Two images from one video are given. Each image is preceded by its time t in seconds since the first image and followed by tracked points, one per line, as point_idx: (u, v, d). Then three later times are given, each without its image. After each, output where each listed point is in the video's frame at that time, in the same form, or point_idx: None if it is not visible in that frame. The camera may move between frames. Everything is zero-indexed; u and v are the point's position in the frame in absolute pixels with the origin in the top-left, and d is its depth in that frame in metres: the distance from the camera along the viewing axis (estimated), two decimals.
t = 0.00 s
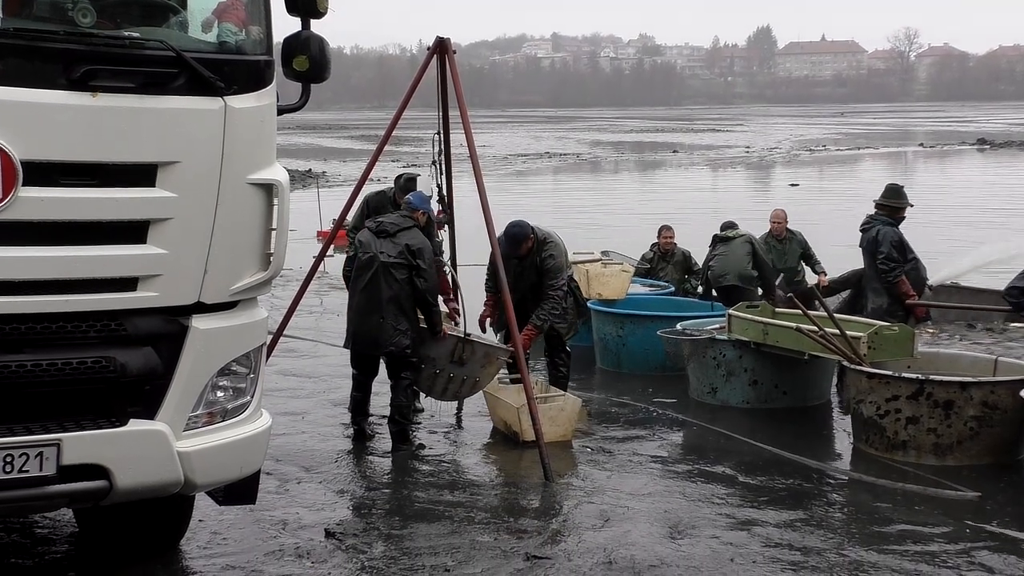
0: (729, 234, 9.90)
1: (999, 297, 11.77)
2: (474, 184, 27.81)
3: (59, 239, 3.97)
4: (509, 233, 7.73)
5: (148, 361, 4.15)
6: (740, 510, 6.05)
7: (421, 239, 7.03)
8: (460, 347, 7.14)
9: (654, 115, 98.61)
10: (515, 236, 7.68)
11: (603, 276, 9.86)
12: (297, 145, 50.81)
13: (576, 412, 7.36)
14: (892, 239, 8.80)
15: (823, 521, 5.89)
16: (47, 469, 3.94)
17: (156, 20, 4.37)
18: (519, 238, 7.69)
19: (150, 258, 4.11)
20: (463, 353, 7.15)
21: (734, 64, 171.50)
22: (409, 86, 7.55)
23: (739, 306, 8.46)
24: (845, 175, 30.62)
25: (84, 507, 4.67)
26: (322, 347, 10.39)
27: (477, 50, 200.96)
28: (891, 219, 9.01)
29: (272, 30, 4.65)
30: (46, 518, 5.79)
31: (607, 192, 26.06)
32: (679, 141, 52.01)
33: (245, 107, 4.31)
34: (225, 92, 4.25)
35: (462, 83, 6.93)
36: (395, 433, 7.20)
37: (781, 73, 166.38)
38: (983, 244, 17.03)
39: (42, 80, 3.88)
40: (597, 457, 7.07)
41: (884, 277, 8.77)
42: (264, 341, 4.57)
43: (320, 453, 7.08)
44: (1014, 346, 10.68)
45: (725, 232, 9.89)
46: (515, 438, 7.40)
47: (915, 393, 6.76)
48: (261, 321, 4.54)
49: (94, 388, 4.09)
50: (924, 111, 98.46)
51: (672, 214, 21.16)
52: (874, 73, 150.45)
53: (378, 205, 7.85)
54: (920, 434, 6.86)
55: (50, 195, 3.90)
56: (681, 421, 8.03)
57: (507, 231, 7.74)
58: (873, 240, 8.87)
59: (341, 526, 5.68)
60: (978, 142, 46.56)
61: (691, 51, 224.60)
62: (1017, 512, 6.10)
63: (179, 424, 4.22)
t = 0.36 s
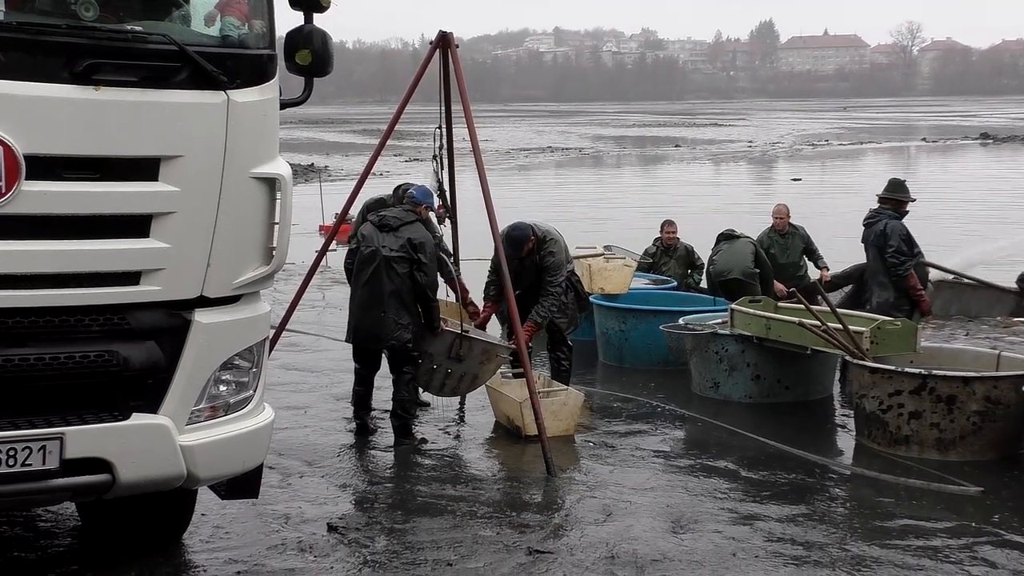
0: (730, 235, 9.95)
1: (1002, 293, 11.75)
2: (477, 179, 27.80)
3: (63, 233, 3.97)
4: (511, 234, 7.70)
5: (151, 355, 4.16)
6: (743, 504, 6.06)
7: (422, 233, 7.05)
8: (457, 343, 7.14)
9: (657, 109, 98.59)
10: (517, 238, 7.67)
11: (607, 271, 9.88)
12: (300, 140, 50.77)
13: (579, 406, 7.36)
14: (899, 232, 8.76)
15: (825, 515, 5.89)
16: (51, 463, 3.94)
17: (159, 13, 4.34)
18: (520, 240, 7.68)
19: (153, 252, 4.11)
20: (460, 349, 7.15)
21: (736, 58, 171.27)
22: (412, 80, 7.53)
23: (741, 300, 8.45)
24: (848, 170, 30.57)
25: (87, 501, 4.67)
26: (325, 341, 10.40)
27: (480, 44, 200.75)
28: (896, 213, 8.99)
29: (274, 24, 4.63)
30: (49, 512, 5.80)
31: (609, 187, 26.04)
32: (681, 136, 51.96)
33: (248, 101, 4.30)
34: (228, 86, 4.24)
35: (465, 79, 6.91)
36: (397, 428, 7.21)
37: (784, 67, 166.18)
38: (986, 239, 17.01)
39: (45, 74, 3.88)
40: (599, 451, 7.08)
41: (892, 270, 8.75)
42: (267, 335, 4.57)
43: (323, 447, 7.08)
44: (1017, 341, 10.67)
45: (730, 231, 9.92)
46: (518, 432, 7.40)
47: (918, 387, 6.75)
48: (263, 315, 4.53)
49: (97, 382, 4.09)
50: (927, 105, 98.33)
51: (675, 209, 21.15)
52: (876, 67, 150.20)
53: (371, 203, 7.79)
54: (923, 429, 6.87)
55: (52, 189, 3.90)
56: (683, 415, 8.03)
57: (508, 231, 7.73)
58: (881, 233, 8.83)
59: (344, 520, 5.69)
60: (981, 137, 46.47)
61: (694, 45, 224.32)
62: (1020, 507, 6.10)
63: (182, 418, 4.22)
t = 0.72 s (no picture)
0: (737, 233, 9.95)
1: (1008, 286, 11.73)
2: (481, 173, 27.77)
3: (67, 227, 3.97)
4: (520, 229, 7.72)
5: (156, 349, 4.16)
6: (748, 498, 6.05)
7: (423, 226, 7.04)
8: (461, 335, 7.14)
9: (661, 102, 98.47)
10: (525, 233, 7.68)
11: (611, 265, 9.83)
12: (304, 134, 50.81)
13: (583, 400, 7.37)
14: (907, 226, 8.73)
15: (830, 509, 5.88)
16: (55, 456, 3.94)
17: (163, 7, 4.37)
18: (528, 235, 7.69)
19: (157, 246, 4.11)
20: (465, 342, 7.15)
21: (741, 52, 170.99)
22: (416, 74, 7.51)
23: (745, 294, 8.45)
24: (853, 164, 30.53)
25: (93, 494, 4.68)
26: (329, 335, 10.40)
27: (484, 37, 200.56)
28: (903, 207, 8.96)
29: (278, 18, 4.61)
30: (53, 505, 5.81)
31: (614, 180, 26.01)
32: (685, 129, 51.89)
33: (252, 95, 4.29)
34: (232, 80, 4.23)
35: (469, 73, 6.87)
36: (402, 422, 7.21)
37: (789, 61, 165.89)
38: (991, 233, 16.99)
39: (49, 67, 3.87)
40: (603, 445, 7.08)
41: (901, 264, 8.74)
42: (271, 329, 4.57)
43: (327, 441, 7.09)
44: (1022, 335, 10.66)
45: (738, 228, 9.92)
46: (522, 426, 7.41)
47: (923, 380, 6.74)
48: (268, 309, 4.53)
49: (102, 376, 4.09)
50: (932, 99, 98.15)
51: (679, 203, 21.13)
52: (881, 61, 149.93)
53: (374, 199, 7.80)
54: (927, 423, 6.86)
55: (57, 182, 3.90)
56: (688, 409, 8.03)
57: (517, 227, 7.75)
58: (889, 227, 8.80)
59: (349, 514, 5.69)
60: (986, 130, 46.38)
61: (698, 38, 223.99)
62: None
63: (186, 412, 4.22)
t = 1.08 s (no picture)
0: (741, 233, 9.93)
1: (1012, 283, 11.72)
2: (485, 170, 27.76)
3: (70, 223, 3.97)
4: (525, 223, 7.70)
5: (159, 345, 4.17)
6: (752, 495, 6.05)
7: (427, 222, 7.05)
8: (466, 332, 7.00)
9: (665, 99, 98.48)
10: (530, 227, 7.65)
11: (615, 261, 9.84)
12: (307, 130, 50.79)
13: (587, 398, 7.36)
14: (915, 222, 8.72)
15: (834, 506, 5.88)
16: (59, 453, 3.95)
17: (166, 3, 4.31)
18: (533, 229, 7.67)
19: (160, 242, 4.11)
20: (470, 338, 7.00)
21: (745, 48, 170.78)
22: (419, 71, 7.52)
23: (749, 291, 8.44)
24: (857, 160, 30.50)
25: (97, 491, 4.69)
26: (333, 332, 10.41)
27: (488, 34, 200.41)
28: (908, 202, 8.95)
29: (282, 14, 4.61)
30: (58, 501, 5.81)
31: (617, 177, 25.99)
32: (689, 126, 51.85)
33: (255, 91, 4.29)
34: (235, 76, 4.22)
35: (472, 68, 6.88)
36: (405, 419, 7.21)
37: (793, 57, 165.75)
38: (995, 229, 16.97)
39: (53, 64, 3.87)
40: (607, 441, 7.07)
41: (910, 261, 8.72)
42: (275, 326, 4.56)
43: (331, 438, 7.09)
44: None
45: (742, 227, 9.90)
46: (526, 423, 7.41)
47: (927, 377, 6.73)
48: (271, 306, 4.53)
49: (106, 372, 4.10)
50: (936, 95, 97.99)
51: (682, 199, 21.12)
52: (885, 57, 149.70)
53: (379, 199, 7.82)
54: (931, 419, 6.85)
55: (60, 179, 3.90)
56: (692, 405, 8.03)
57: (523, 222, 7.73)
58: (898, 224, 8.78)
59: (352, 510, 5.70)
60: (991, 127, 46.36)
61: (702, 34, 223.76)
62: None
63: (190, 409, 4.22)
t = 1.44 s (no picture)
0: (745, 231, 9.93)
1: (1016, 279, 11.71)
2: (488, 166, 27.74)
3: (75, 221, 3.97)
4: (529, 220, 7.72)
5: (164, 343, 4.17)
6: (756, 492, 6.05)
7: (431, 219, 7.05)
8: (470, 328, 7.06)
9: (668, 95, 98.38)
10: (534, 224, 7.68)
11: (619, 258, 9.84)
12: (311, 127, 50.82)
13: (595, 395, 7.35)
14: (921, 219, 8.72)
15: (838, 503, 5.88)
16: (64, 449, 3.95)
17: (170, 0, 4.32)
18: (537, 225, 7.70)
19: (164, 239, 4.12)
20: (474, 334, 7.06)
21: (748, 44, 170.59)
22: (422, 69, 7.50)
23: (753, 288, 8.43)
24: (860, 156, 30.48)
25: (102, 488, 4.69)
26: (337, 328, 10.41)
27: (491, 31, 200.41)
28: (912, 199, 8.95)
29: (286, 12, 4.61)
30: (62, 498, 5.82)
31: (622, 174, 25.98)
32: (692, 122, 51.82)
33: (259, 88, 4.29)
34: (240, 73, 4.23)
35: (476, 64, 6.86)
36: (409, 415, 7.21)
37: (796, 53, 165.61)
38: (998, 225, 16.96)
39: (57, 61, 3.87)
40: (611, 438, 7.07)
41: (918, 259, 8.71)
42: (279, 323, 4.56)
43: (335, 435, 7.09)
44: None
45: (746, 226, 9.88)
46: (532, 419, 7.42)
47: (931, 374, 6.73)
48: (276, 303, 4.53)
49: (111, 369, 4.11)
50: (939, 92, 97.82)
51: (686, 195, 21.11)
52: (889, 53, 149.49)
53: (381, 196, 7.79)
54: (935, 416, 6.84)
55: (64, 176, 3.90)
56: (695, 402, 8.03)
57: (527, 219, 7.77)
58: (904, 221, 8.78)
59: (356, 507, 5.70)
60: (994, 123, 46.32)
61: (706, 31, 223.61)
62: None
63: (194, 406, 4.23)
